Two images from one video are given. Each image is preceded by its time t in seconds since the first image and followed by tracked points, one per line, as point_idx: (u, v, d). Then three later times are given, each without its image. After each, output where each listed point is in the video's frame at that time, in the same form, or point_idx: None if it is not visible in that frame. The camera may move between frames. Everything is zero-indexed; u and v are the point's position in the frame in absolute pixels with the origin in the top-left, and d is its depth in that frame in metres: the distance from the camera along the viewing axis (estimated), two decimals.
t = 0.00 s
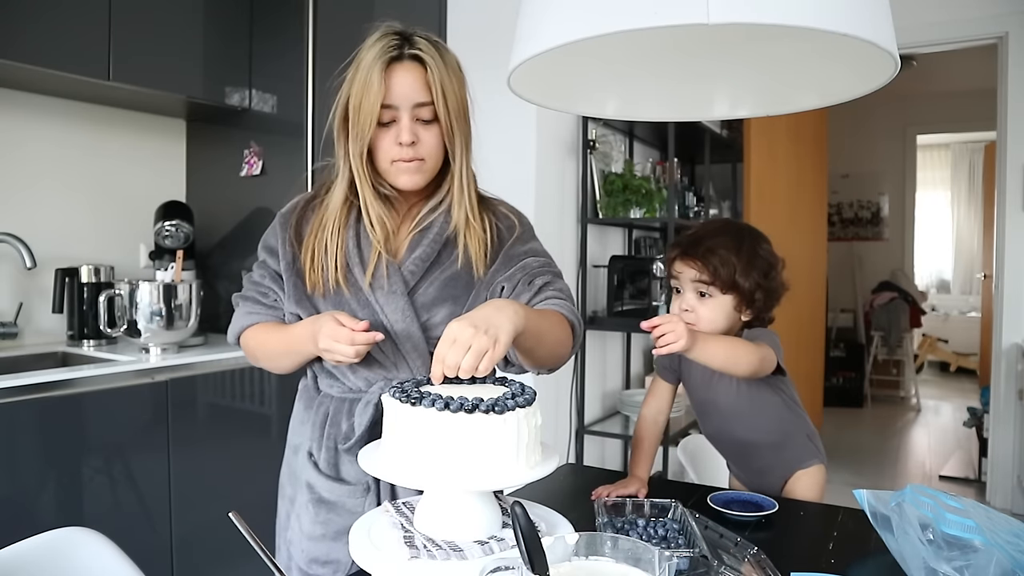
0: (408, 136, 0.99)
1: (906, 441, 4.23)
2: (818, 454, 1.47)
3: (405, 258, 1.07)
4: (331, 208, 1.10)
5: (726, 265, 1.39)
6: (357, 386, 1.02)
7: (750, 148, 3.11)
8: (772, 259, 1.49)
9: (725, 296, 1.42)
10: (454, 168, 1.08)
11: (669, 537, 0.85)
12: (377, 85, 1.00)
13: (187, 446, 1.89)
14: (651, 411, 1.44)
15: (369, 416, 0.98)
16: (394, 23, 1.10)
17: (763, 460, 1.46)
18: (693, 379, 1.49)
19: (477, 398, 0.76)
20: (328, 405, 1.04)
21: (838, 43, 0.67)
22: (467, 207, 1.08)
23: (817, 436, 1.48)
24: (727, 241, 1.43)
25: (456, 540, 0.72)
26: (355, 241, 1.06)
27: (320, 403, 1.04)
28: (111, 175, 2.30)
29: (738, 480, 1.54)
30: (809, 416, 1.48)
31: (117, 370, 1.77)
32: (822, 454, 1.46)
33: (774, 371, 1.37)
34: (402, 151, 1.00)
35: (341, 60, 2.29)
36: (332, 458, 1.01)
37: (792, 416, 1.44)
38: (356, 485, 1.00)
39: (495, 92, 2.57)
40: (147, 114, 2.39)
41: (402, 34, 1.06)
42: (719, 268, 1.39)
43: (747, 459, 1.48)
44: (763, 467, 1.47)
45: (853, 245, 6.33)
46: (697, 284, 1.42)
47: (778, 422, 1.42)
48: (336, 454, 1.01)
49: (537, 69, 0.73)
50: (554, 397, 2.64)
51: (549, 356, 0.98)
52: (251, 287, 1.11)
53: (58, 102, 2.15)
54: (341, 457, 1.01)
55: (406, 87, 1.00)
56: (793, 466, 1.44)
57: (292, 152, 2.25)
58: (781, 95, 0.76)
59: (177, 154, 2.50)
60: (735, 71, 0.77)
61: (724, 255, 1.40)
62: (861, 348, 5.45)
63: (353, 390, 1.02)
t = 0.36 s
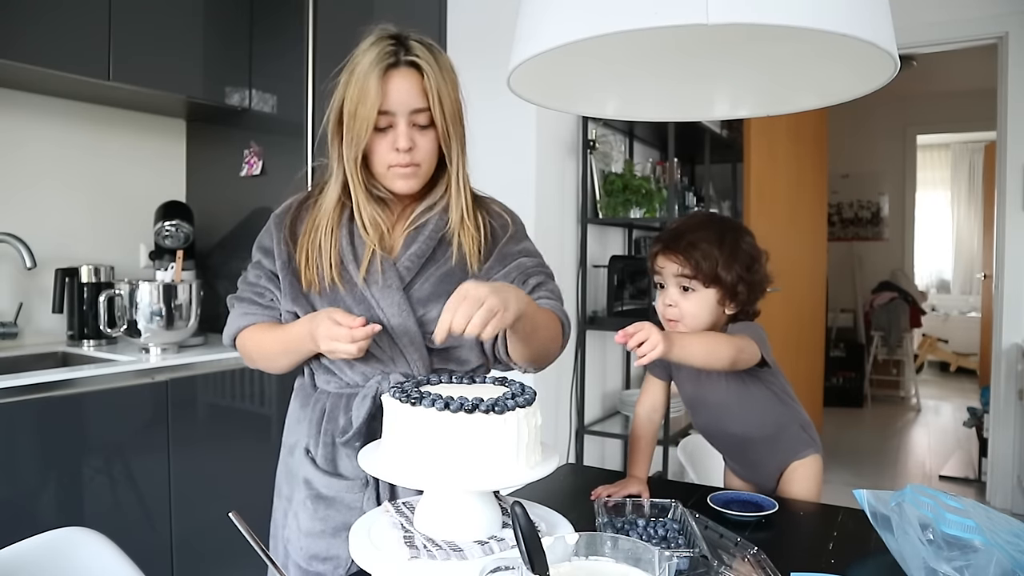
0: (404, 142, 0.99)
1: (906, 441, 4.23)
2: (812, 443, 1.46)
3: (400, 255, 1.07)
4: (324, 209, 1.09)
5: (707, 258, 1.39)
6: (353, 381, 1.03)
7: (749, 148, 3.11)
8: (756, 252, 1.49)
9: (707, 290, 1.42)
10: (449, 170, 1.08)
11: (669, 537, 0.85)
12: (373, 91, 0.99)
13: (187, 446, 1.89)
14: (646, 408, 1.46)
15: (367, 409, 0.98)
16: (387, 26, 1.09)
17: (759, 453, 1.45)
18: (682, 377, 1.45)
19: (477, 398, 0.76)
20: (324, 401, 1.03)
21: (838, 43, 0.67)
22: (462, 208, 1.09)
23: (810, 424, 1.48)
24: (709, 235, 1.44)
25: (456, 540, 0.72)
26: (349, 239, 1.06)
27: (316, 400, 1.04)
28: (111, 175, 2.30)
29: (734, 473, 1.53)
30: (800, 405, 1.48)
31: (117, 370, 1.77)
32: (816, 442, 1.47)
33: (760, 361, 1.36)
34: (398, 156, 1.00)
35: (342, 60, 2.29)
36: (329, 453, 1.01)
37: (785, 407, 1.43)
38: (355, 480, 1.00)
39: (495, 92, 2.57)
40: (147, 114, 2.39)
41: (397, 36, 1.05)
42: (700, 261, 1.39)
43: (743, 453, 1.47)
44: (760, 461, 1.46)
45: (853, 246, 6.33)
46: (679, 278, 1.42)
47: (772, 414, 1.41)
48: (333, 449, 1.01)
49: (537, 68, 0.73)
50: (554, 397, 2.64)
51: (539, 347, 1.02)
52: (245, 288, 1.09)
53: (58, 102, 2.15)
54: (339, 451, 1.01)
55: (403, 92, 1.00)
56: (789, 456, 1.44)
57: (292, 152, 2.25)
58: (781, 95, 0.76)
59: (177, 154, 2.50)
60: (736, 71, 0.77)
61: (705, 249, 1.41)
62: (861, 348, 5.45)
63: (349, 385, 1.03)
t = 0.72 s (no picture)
0: (448, 121, 1.05)
1: (906, 441, 4.23)
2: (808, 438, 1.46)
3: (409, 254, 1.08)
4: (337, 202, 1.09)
5: (694, 252, 1.40)
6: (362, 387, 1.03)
7: (749, 147, 3.11)
8: (743, 246, 1.49)
9: (695, 283, 1.42)
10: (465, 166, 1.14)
11: (669, 537, 0.85)
12: (426, 68, 1.02)
13: (187, 446, 1.89)
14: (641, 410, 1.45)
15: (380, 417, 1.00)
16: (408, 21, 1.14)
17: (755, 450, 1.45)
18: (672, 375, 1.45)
19: (478, 398, 0.76)
20: (336, 405, 1.04)
21: (838, 43, 0.67)
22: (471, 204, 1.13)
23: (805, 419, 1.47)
24: (696, 228, 1.44)
25: (456, 540, 0.73)
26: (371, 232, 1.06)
27: (327, 404, 1.05)
28: (112, 175, 2.30)
29: (732, 470, 1.53)
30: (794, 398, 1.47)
31: (117, 370, 1.77)
32: (812, 435, 1.46)
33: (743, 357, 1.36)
34: (440, 134, 1.04)
35: (342, 60, 2.29)
36: (342, 457, 1.01)
37: (778, 402, 1.43)
38: (367, 483, 1.00)
39: (495, 92, 2.57)
40: (147, 114, 2.39)
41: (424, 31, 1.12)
42: (687, 254, 1.39)
43: (739, 450, 1.47)
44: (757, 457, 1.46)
45: (853, 246, 6.33)
46: (666, 272, 1.42)
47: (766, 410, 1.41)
48: (347, 454, 1.01)
49: (537, 68, 0.73)
50: (554, 397, 2.64)
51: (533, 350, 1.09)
52: (243, 294, 1.11)
53: (58, 102, 2.15)
54: (351, 456, 1.01)
55: (447, 74, 1.06)
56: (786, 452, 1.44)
57: (292, 153, 2.25)
58: (781, 95, 0.76)
59: (177, 155, 2.50)
60: (736, 71, 0.77)
61: (691, 242, 1.41)
62: (861, 348, 5.45)
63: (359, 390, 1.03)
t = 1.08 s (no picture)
0: (466, 140, 1.03)
1: (906, 441, 4.23)
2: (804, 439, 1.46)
3: (432, 260, 1.08)
4: (363, 206, 1.11)
5: (685, 246, 1.40)
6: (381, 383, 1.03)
7: (749, 148, 3.11)
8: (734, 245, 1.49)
9: (685, 279, 1.41)
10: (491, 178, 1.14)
11: (669, 537, 0.85)
12: (445, 87, 1.01)
13: (187, 446, 1.89)
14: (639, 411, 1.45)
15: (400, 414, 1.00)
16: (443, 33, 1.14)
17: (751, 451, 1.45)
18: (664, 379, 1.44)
19: (478, 398, 0.76)
20: (353, 404, 1.04)
21: (838, 43, 0.67)
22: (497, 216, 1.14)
23: (801, 420, 1.47)
24: (688, 224, 1.44)
25: (456, 540, 0.72)
26: (391, 240, 1.07)
27: (344, 404, 1.05)
28: (112, 175, 2.30)
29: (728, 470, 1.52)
30: (788, 399, 1.48)
31: (117, 370, 1.77)
32: (809, 435, 1.47)
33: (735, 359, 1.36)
34: (457, 153, 1.03)
35: (342, 59, 2.29)
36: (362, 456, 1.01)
37: (772, 403, 1.43)
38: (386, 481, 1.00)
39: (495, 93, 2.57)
40: (147, 114, 2.39)
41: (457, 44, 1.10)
42: (678, 249, 1.40)
43: (736, 452, 1.46)
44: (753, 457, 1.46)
45: (853, 245, 6.32)
46: (657, 266, 1.42)
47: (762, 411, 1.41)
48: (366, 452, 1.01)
49: (538, 68, 0.73)
50: (555, 397, 2.64)
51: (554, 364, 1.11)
52: (268, 290, 1.11)
53: (58, 102, 2.15)
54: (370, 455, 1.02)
55: (470, 94, 1.05)
56: (784, 452, 1.44)
57: (291, 152, 2.25)
58: (782, 94, 0.76)
59: (177, 154, 2.50)
60: (736, 71, 0.77)
61: (681, 237, 1.41)
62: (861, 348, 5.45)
63: (377, 387, 1.03)
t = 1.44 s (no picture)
0: (477, 146, 1.03)
1: (906, 441, 4.23)
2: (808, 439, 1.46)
3: (438, 263, 1.08)
4: (375, 203, 1.11)
5: (697, 244, 1.27)
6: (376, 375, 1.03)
7: (750, 148, 3.11)
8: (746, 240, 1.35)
9: (700, 276, 1.28)
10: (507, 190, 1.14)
11: (669, 537, 0.85)
12: (458, 89, 1.01)
13: (187, 447, 1.89)
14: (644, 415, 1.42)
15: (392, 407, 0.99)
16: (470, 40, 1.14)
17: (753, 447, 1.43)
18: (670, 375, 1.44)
19: (478, 398, 0.76)
20: (348, 395, 1.04)
21: (838, 43, 0.67)
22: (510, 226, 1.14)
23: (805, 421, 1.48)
24: (697, 219, 1.31)
25: (456, 540, 0.72)
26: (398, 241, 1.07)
27: (339, 394, 1.05)
28: (112, 175, 2.30)
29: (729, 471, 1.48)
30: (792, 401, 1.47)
31: (117, 370, 1.77)
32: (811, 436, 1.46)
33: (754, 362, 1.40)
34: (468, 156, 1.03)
35: (342, 59, 2.29)
36: (353, 447, 1.01)
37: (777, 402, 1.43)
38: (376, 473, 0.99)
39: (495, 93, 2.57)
40: (147, 114, 2.39)
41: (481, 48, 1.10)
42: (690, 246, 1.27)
43: (738, 450, 1.44)
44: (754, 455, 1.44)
45: (853, 246, 6.33)
46: (669, 265, 1.28)
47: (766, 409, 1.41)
48: (356, 442, 1.01)
49: (538, 68, 0.73)
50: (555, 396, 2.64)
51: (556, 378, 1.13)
52: (277, 279, 1.12)
53: (58, 102, 2.15)
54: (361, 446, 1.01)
55: (484, 99, 1.03)
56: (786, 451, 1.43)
57: (292, 152, 2.24)
58: (784, 94, 0.76)
59: (177, 155, 2.50)
60: (736, 70, 0.77)
61: (693, 233, 1.28)
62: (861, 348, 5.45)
63: (373, 379, 1.03)
